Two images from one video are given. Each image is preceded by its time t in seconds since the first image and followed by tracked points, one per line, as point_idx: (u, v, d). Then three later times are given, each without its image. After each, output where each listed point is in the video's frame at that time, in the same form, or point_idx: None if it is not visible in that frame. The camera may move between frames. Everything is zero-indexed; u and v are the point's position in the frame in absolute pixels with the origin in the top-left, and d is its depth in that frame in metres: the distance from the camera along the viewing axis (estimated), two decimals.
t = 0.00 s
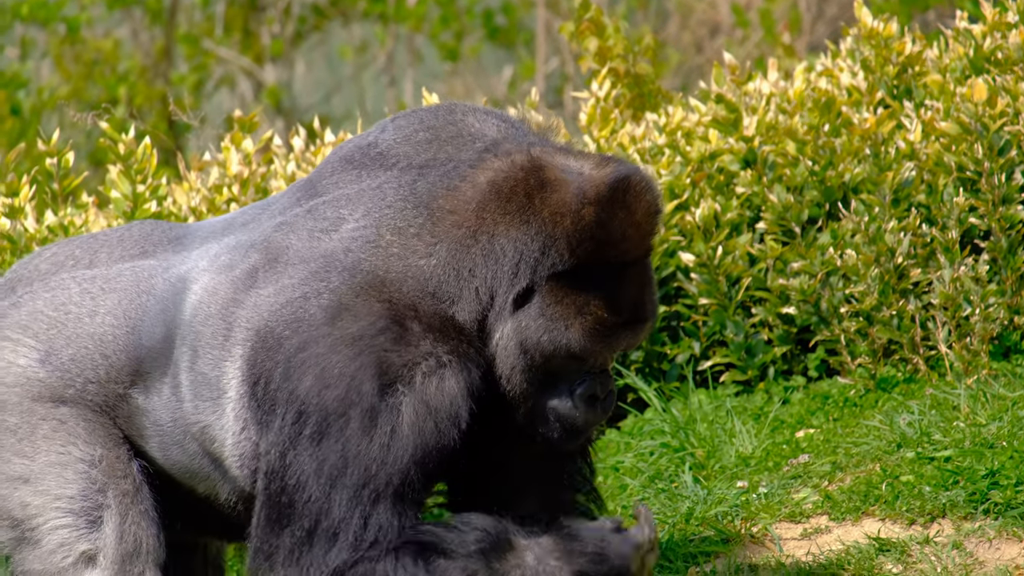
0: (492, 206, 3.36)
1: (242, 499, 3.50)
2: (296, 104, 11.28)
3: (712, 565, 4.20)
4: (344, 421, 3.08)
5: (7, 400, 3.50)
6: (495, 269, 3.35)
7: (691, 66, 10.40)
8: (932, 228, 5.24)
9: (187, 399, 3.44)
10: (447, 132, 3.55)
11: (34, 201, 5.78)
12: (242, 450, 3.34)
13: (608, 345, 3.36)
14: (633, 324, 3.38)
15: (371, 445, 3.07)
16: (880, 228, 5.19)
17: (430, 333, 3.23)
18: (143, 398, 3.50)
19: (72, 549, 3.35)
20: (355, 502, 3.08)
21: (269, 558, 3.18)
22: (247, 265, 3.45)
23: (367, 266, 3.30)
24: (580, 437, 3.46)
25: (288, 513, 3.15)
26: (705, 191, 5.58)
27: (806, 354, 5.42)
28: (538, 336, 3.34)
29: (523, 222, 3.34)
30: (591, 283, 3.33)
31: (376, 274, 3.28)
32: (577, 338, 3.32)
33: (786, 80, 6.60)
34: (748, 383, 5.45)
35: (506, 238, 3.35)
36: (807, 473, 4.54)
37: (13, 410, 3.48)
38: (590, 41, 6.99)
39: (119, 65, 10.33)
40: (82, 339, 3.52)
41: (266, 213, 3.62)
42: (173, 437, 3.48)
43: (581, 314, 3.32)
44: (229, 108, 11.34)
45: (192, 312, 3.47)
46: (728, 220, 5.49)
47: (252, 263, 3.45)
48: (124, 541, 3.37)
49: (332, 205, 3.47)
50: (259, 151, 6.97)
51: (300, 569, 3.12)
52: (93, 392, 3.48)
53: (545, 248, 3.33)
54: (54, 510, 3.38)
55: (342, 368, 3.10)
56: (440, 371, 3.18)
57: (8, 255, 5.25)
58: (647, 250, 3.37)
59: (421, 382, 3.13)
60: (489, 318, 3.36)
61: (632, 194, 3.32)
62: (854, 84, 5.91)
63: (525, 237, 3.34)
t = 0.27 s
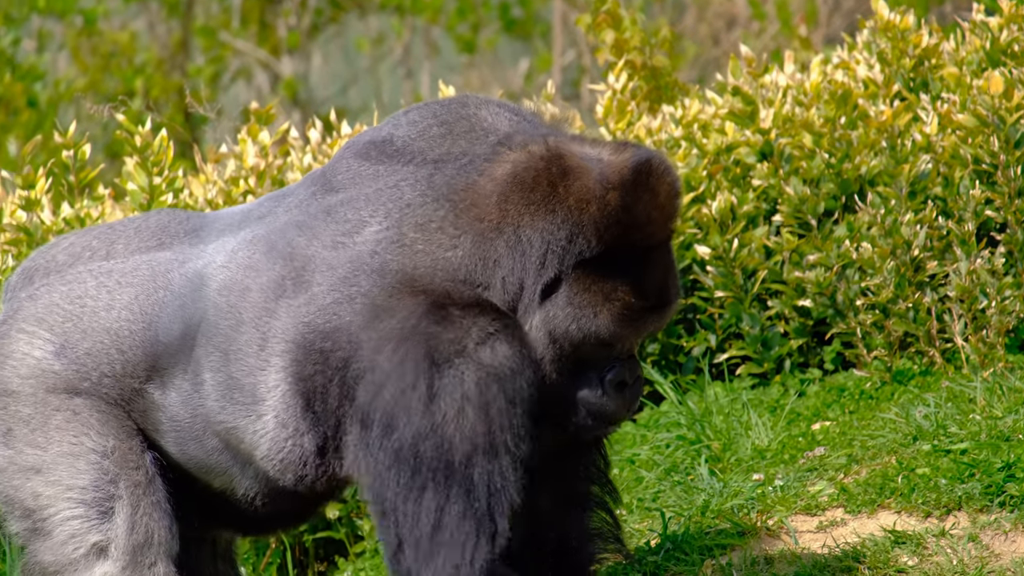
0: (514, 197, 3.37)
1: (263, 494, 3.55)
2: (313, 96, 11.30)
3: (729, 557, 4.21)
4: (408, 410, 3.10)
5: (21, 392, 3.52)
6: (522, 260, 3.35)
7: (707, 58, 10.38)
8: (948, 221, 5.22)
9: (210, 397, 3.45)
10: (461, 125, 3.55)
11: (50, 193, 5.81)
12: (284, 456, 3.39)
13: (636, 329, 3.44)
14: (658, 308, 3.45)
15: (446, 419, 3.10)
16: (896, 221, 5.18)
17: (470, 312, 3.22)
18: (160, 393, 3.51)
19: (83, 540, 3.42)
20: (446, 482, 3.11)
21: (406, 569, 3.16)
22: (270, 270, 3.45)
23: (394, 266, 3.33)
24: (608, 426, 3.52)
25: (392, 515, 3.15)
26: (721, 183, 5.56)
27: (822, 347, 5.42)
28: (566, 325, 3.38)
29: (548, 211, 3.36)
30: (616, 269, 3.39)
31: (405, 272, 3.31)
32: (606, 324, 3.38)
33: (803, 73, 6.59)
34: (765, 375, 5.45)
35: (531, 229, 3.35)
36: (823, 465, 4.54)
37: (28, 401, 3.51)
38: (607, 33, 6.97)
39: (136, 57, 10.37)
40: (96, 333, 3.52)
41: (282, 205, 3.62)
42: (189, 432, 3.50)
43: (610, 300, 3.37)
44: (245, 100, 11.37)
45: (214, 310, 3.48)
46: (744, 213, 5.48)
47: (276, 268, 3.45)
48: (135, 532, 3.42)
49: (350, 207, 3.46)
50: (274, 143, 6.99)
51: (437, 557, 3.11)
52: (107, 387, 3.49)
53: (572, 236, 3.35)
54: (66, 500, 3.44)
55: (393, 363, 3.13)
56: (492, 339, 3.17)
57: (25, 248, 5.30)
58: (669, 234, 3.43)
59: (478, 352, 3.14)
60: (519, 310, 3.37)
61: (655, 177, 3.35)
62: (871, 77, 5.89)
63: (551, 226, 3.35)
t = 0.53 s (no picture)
0: (535, 185, 3.42)
1: (279, 489, 3.58)
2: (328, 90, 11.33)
3: (743, 551, 4.22)
4: (468, 415, 3.14)
5: (35, 384, 3.55)
6: (546, 249, 3.39)
7: (722, 53, 10.37)
8: (963, 215, 5.20)
9: (228, 393, 3.48)
10: (476, 123, 3.56)
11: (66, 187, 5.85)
12: (308, 455, 3.41)
13: (663, 309, 3.51)
14: (682, 288, 3.53)
15: (516, 412, 3.14)
16: (911, 215, 5.17)
17: (507, 309, 3.25)
18: (177, 387, 3.53)
19: (95, 533, 3.46)
20: (540, 473, 3.13)
21: (531, 564, 3.15)
22: (292, 271, 3.47)
23: (423, 271, 3.33)
24: (640, 413, 3.56)
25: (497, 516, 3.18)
26: (736, 177, 5.57)
27: (836, 341, 5.42)
28: (594, 311, 3.44)
29: (570, 198, 3.42)
30: (640, 252, 3.46)
31: (436, 276, 3.31)
32: (634, 306, 3.45)
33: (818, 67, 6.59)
34: (780, 369, 5.47)
35: (554, 216, 3.40)
36: (838, 459, 4.55)
37: (42, 392, 3.53)
38: (622, 27, 7.04)
39: (151, 51, 10.39)
40: (113, 325, 3.54)
41: (299, 201, 3.63)
42: (205, 427, 3.53)
43: (636, 282, 3.44)
44: (260, 95, 11.40)
45: (233, 307, 3.49)
46: (759, 207, 5.48)
47: (295, 267, 3.47)
48: (147, 526, 3.45)
49: (369, 210, 3.46)
50: (289, 137, 7.01)
51: (566, 543, 3.12)
52: (122, 378, 3.52)
53: (595, 220, 3.42)
54: (78, 493, 3.47)
55: (439, 377, 3.17)
56: (535, 330, 3.22)
57: (40, 242, 5.26)
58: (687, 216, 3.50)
59: (525, 344, 3.20)
60: (551, 295, 3.40)
61: (672, 156, 3.44)
62: (886, 71, 5.89)
63: (574, 212, 3.41)
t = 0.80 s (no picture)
0: (554, 176, 3.43)
1: (295, 481, 3.61)
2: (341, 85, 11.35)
3: (755, 545, 4.23)
4: (471, 407, 3.18)
5: (51, 377, 3.56)
6: (565, 240, 3.41)
7: (735, 47, 10.36)
8: (975, 210, 5.20)
9: (245, 386, 3.49)
10: (491, 113, 3.57)
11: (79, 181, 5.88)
12: (321, 449, 3.43)
13: (681, 298, 3.51)
14: (700, 277, 3.52)
15: (517, 409, 3.18)
16: (923, 210, 5.17)
17: (523, 301, 3.29)
18: (193, 380, 3.55)
19: (110, 527, 3.48)
20: (532, 471, 3.17)
21: (502, 562, 3.21)
22: (308, 265, 3.48)
23: (440, 262, 3.35)
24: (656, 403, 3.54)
25: (488, 510, 3.22)
26: (749, 171, 5.57)
27: (848, 336, 5.42)
28: (613, 301, 3.44)
29: (588, 189, 3.42)
30: (658, 242, 3.46)
31: (454, 267, 3.33)
32: (652, 296, 3.44)
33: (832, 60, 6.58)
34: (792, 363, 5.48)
35: (572, 206, 3.42)
36: (850, 453, 4.55)
37: (58, 386, 3.55)
38: (635, 21, 7.01)
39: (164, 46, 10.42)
40: (129, 319, 3.56)
41: (315, 195, 3.65)
42: (221, 419, 3.55)
43: (654, 272, 3.44)
44: (273, 90, 11.43)
45: (249, 301, 3.51)
46: (771, 201, 5.48)
47: (311, 261, 3.48)
48: (161, 521, 3.47)
49: (386, 203, 3.48)
50: (302, 132, 7.04)
51: (537, 546, 3.16)
52: (139, 371, 3.53)
53: (614, 210, 3.42)
54: (93, 488, 3.49)
55: (449, 367, 3.21)
56: (547, 326, 3.26)
57: (52, 236, 5.31)
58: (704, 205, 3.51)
59: (536, 338, 3.23)
60: (569, 288, 3.41)
61: (690, 145, 3.43)
62: (898, 66, 5.89)
63: (593, 202, 3.42)
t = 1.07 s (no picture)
0: (566, 176, 3.43)
1: (303, 476, 3.61)
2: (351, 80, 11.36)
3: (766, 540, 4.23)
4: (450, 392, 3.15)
5: (63, 373, 3.59)
6: (575, 240, 3.41)
7: (746, 42, 10.35)
8: (986, 204, 5.19)
9: (253, 380, 3.51)
10: (503, 109, 3.58)
11: (89, 175, 5.90)
12: (319, 442, 3.45)
13: (692, 299, 3.47)
14: (711, 278, 3.49)
15: (490, 408, 3.14)
16: (934, 204, 5.17)
17: (522, 301, 3.28)
18: (204, 374, 3.56)
19: (120, 523, 3.50)
20: (478, 472, 3.14)
21: (416, 552, 3.19)
22: (316, 257, 3.50)
23: (446, 253, 3.36)
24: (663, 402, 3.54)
25: (419, 499, 3.20)
26: (759, 166, 5.57)
27: (859, 330, 5.41)
28: (623, 300, 3.41)
29: (600, 189, 3.42)
30: (671, 242, 3.43)
31: (459, 260, 3.34)
32: (663, 297, 3.41)
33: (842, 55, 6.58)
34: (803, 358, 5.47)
35: (583, 207, 3.42)
36: (861, 448, 4.55)
37: (70, 381, 3.58)
38: (646, 16, 7.00)
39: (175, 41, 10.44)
40: (140, 314, 3.58)
41: (326, 189, 3.66)
42: (231, 415, 3.57)
43: (665, 273, 3.41)
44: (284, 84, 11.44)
45: (257, 295, 3.53)
46: (781, 196, 5.48)
47: (319, 253, 3.50)
48: (172, 517, 3.48)
49: (398, 195, 3.48)
50: (313, 127, 7.05)
51: (451, 546, 3.14)
52: (151, 366, 3.55)
53: (625, 210, 3.41)
54: (104, 483, 3.51)
55: (441, 350, 3.19)
56: (542, 331, 3.24)
57: (63, 231, 5.29)
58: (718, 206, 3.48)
59: (529, 346, 3.21)
60: (574, 289, 3.41)
61: (702, 146, 3.43)
62: (909, 61, 5.87)
63: (605, 202, 3.41)
